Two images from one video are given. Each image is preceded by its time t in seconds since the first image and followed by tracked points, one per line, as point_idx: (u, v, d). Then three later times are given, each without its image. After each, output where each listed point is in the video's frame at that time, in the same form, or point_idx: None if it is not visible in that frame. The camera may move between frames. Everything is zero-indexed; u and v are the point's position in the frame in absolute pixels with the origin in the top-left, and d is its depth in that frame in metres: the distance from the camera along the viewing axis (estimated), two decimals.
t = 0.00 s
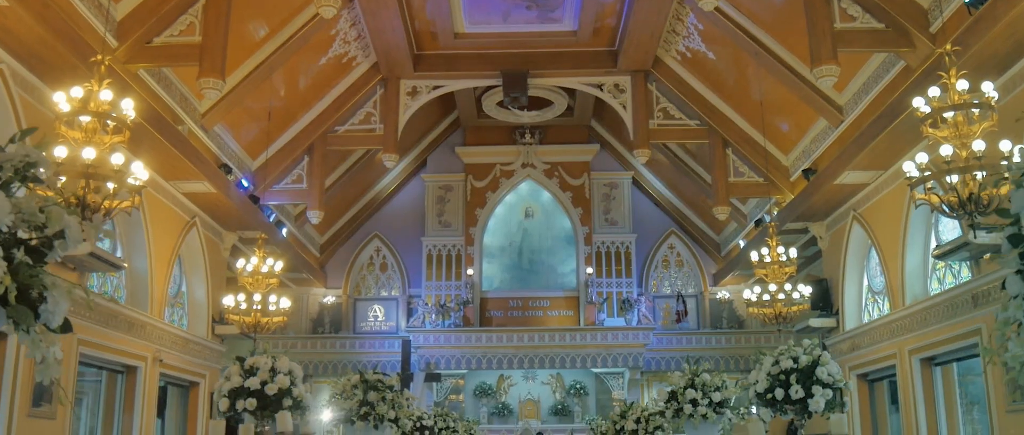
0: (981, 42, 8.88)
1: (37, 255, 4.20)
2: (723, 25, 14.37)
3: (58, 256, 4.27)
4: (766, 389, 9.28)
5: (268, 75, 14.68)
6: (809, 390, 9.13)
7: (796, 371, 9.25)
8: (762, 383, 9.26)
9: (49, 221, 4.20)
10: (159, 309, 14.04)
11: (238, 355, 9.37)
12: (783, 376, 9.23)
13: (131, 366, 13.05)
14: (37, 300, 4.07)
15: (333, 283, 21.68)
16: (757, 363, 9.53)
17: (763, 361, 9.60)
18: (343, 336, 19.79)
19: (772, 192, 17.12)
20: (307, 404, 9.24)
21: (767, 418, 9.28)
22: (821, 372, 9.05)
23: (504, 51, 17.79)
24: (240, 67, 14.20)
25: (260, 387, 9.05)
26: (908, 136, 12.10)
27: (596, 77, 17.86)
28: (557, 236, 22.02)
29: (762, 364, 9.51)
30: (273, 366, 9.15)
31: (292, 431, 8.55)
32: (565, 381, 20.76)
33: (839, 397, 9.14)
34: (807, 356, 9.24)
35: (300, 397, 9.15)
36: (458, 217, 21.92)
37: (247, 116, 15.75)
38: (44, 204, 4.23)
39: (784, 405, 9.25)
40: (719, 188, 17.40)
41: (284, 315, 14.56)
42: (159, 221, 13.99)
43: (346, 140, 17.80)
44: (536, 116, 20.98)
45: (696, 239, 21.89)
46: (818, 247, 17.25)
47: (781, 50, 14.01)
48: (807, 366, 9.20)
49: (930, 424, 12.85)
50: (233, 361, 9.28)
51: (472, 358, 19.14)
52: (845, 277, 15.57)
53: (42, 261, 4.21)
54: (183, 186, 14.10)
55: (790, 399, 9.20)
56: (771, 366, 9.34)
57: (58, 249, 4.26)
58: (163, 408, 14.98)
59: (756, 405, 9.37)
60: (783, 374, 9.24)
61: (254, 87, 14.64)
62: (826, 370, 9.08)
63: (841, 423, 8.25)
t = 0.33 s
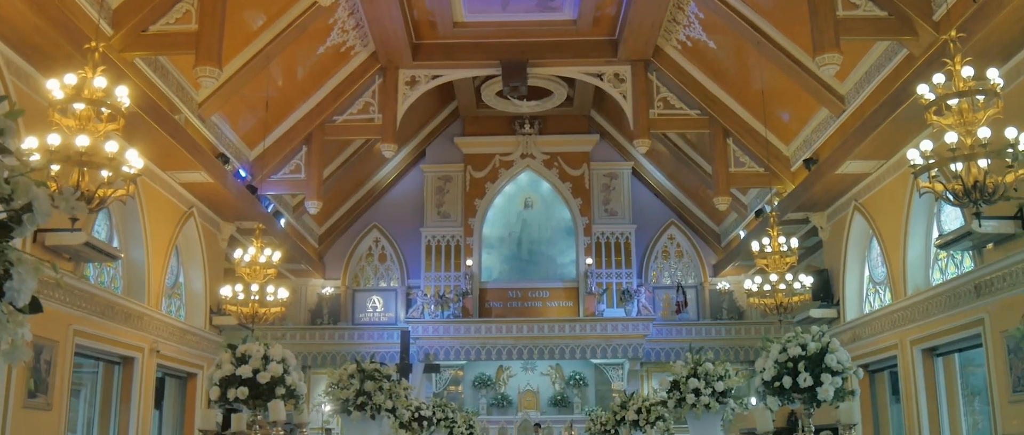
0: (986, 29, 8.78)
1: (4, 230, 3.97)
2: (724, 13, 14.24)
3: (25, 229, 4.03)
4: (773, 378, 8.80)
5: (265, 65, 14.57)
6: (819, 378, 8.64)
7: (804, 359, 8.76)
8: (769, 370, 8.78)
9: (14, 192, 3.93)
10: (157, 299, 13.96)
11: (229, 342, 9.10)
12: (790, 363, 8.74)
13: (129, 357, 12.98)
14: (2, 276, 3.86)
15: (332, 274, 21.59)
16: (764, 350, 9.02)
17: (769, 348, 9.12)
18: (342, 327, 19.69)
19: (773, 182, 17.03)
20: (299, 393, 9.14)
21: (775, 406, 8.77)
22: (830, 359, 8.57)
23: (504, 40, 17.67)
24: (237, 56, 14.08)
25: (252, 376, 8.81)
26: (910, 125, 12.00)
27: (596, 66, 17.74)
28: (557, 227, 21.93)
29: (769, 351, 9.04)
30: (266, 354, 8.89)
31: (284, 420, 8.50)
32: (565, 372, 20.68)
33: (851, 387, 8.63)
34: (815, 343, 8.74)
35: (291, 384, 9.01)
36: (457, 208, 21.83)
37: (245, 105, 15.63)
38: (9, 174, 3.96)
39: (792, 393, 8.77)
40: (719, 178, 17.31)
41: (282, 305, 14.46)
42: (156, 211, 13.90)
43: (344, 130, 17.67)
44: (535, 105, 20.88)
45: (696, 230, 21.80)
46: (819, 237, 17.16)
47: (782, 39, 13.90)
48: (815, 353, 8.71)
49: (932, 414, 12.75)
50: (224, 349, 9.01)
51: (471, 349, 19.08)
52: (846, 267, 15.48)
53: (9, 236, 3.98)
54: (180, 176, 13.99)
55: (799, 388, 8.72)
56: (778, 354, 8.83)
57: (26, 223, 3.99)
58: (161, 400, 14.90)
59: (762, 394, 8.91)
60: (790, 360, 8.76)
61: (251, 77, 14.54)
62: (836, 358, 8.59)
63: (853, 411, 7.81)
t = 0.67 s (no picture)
0: (991, 14, 8.68)
1: None
2: None
3: None
4: (779, 365, 8.55)
5: (262, 52, 14.45)
6: (826, 365, 8.36)
7: (810, 345, 8.49)
8: (774, 356, 8.52)
9: None
10: (154, 288, 13.89)
11: (219, 329, 8.80)
12: (797, 349, 8.49)
13: (125, 346, 12.89)
14: None
15: (331, 263, 21.52)
16: (770, 335, 8.77)
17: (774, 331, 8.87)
18: (341, 316, 19.61)
19: (774, 170, 16.93)
20: (293, 381, 8.79)
21: (781, 392, 8.56)
22: (838, 345, 8.32)
23: (503, 28, 17.53)
24: (234, 43, 13.97)
25: (242, 362, 8.48)
26: (912, 112, 11.90)
27: (595, 54, 17.61)
28: (556, 216, 21.83)
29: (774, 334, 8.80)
30: (257, 340, 8.59)
31: (275, 408, 8.26)
32: (564, 362, 20.62)
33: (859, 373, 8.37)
34: (823, 328, 8.45)
35: (284, 372, 8.63)
36: (456, 197, 21.73)
37: (242, 93, 15.51)
38: None
39: (799, 380, 8.54)
40: (719, 166, 17.22)
41: (280, 293, 14.34)
42: (152, 199, 13.80)
43: (342, 118, 17.56)
44: (534, 94, 20.78)
45: (696, 219, 21.71)
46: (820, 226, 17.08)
47: (784, 25, 13.78)
48: (822, 340, 8.43)
49: (934, 404, 12.65)
50: (214, 336, 8.68)
51: (470, 338, 19.02)
52: (847, 256, 15.40)
53: None
54: (176, 164, 13.90)
55: (805, 375, 8.47)
56: (784, 340, 8.55)
57: None
58: (158, 389, 14.84)
59: (767, 380, 8.69)
60: (797, 346, 8.51)
61: (248, 64, 14.42)
62: (845, 343, 8.33)
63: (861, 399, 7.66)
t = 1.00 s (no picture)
0: None
1: None
2: None
3: None
4: (785, 349, 8.20)
5: (258, 38, 14.31)
6: (834, 349, 8.04)
7: (818, 329, 8.14)
8: (780, 340, 8.18)
9: None
10: (150, 275, 13.79)
11: (206, 312, 8.51)
12: (804, 333, 8.16)
13: (122, 333, 12.80)
14: None
15: (329, 250, 21.42)
16: (776, 319, 8.43)
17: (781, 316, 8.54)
18: (339, 304, 19.53)
19: (775, 157, 16.81)
20: (281, 366, 8.41)
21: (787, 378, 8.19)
22: (846, 329, 7.94)
23: (502, 13, 17.39)
24: (231, 29, 13.85)
25: (229, 346, 8.19)
26: (916, 97, 11.76)
27: (595, 40, 17.47)
28: (556, 204, 21.72)
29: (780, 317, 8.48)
30: (245, 324, 8.27)
31: (263, 393, 7.81)
32: (563, 349, 20.54)
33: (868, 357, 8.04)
34: (831, 311, 8.12)
35: (272, 355, 8.30)
36: (455, 184, 21.61)
37: (239, 79, 15.38)
38: None
39: (805, 365, 8.21)
40: (720, 153, 17.11)
41: (277, 280, 14.27)
42: (148, 185, 13.69)
43: (341, 105, 17.40)
44: (534, 80, 20.66)
45: (696, 206, 21.63)
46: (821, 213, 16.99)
47: (785, 10, 13.64)
48: (830, 323, 8.09)
49: (935, 391, 12.57)
50: (201, 318, 8.41)
51: (469, 326, 18.96)
52: (848, 243, 15.31)
53: None
54: (173, 150, 13.78)
55: (813, 359, 8.13)
56: (791, 323, 8.21)
57: None
58: (155, 377, 14.74)
59: (772, 366, 8.32)
60: (803, 330, 8.16)
61: (245, 50, 14.32)
62: (854, 327, 7.96)
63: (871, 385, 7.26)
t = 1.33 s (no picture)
0: None
1: None
2: None
3: None
4: (792, 333, 7.07)
5: (255, 21, 14.17)
6: (843, 333, 6.91)
7: (826, 311, 7.02)
8: (787, 322, 7.07)
9: None
10: (146, 261, 13.69)
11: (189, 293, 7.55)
12: (812, 315, 7.02)
13: (118, 320, 12.70)
14: None
15: (327, 237, 21.33)
16: (781, 301, 7.32)
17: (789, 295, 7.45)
18: (338, 290, 19.43)
19: (776, 142, 16.68)
20: (268, 349, 7.44)
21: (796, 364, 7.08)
22: (857, 310, 6.86)
23: None
24: (226, 13, 13.70)
25: (215, 329, 7.23)
26: (919, 81, 11.63)
27: (595, 24, 17.31)
28: (556, 189, 21.58)
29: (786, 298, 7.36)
30: (231, 305, 7.33)
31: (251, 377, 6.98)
32: (563, 336, 20.43)
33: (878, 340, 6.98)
34: (839, 292, 7.01)
35: (258, 338, 7.34)
36: (454, 170, 21.50)
37: (235, 64, 15.23)
38: None
39: (814, 349, 7.07)
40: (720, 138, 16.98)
41: (274, 266, 14.19)
42: (144, 171, 13.59)
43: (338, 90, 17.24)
44: (533, 65, 20.52)
45: (696, 192, 21.51)
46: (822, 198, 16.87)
47: None
48: (839, 304, 6.97)
49: (937, 378, 12.44)
50: (184, 299, 7.44)
51: (468, 312, 18.87)
52: (849, 229, 15.20)
53: None
54: (169, 135, 13.65)
55: (821, 344, 6.99)
56: (797, 305, 7.08)
57: None
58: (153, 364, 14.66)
59: (779, 351, 7.20)
60: (812, 312, 7.02)
61: (241, 34, 14.17)
62: (863, 309, 6.87)
63: (882, 369, 6.36)
